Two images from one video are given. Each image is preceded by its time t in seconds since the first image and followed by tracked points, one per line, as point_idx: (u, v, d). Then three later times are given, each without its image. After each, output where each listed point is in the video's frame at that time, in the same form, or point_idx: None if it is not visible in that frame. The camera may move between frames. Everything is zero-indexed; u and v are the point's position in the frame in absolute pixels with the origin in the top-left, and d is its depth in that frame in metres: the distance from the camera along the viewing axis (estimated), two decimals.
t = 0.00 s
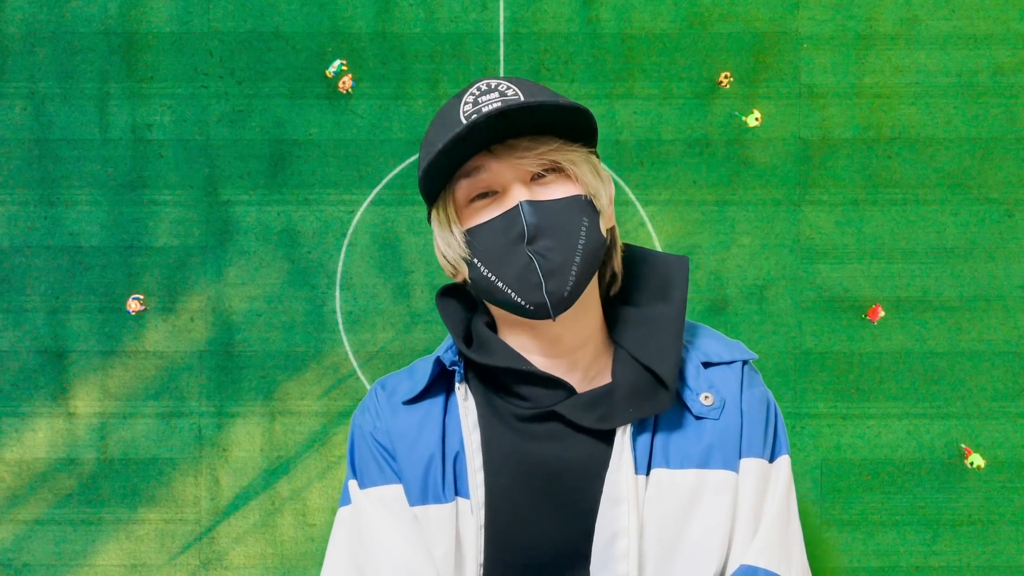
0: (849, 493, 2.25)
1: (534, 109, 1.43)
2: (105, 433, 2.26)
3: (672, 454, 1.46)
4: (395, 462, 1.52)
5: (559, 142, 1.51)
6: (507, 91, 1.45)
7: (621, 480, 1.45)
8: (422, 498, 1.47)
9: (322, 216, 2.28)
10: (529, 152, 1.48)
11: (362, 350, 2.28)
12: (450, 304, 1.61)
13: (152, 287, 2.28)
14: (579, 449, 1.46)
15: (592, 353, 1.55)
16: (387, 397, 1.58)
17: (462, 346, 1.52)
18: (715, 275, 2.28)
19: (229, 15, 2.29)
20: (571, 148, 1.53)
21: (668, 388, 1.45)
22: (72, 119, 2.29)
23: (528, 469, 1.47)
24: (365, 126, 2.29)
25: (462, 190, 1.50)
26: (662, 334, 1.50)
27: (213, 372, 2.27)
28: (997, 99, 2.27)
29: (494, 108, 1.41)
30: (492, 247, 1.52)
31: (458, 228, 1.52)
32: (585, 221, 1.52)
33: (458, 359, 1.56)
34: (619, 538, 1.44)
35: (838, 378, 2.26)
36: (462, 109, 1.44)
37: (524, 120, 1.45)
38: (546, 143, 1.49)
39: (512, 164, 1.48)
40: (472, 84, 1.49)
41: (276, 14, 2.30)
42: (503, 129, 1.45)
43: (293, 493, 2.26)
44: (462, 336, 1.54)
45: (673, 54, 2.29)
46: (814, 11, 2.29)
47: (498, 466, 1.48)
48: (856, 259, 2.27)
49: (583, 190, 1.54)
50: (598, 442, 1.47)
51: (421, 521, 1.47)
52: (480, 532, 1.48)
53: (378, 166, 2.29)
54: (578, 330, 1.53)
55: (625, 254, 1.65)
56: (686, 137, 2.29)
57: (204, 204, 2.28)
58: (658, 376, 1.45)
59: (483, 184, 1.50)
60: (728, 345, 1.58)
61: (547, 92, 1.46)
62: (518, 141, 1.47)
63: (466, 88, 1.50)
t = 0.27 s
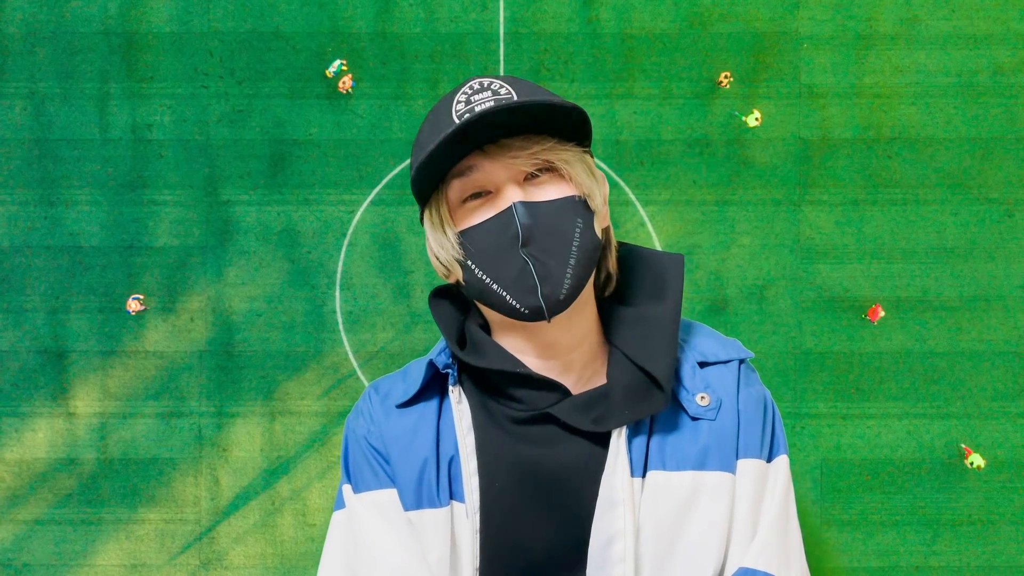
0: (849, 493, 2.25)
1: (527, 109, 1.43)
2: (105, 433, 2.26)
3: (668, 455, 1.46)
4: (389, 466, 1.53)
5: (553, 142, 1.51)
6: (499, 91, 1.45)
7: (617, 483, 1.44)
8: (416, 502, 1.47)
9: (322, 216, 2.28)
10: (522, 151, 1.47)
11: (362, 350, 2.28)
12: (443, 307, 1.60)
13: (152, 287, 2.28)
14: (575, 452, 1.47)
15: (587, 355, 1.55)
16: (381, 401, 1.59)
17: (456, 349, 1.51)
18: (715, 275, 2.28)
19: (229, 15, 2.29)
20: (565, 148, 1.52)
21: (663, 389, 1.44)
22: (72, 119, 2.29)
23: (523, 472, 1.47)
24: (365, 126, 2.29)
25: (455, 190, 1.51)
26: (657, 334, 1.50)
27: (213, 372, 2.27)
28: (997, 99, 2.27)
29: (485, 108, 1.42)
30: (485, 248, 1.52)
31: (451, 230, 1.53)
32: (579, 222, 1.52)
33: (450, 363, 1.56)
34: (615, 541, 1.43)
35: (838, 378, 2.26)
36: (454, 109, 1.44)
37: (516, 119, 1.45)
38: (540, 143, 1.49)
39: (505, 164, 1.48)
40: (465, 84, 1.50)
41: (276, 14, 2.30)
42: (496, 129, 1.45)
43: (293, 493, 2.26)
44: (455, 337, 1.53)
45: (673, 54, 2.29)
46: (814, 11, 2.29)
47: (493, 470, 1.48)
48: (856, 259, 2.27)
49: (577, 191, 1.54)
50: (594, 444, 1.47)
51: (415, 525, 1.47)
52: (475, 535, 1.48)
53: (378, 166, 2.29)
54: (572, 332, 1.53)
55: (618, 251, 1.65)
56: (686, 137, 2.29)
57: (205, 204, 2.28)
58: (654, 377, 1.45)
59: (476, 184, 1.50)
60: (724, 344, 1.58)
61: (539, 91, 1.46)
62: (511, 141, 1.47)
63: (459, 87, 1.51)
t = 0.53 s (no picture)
0: (849, 493, 2.25)
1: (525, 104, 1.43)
2: (105, 432, 2.26)
3: (665, 458, 1.46)
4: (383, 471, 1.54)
5: (551, 139, 1.51)
6: (495, 87, 1.45)
7: (614, 487, 1.45)
8: (411, 508, 1.48)
9: (322, 216, 2.28)
10: (520, 148, 1.47)
11: (362, 350, 2.28)
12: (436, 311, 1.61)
13: (152, 287, 2.28)
14: (570, 456, 1.47)
15: (583, 357, 1.55)
16: (374, 405, 1.60)
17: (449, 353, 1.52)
18: (715, 275, 2.28)
19: (229, 15, 2.29)
20: (563, 146, 1.53)
21: (658, 392, 1.44)
22: (72, 119, 2.29)
23: (519, 477, 1.47)
24: (365, 126, 2.29)
25: (451, 189, 1.50)
26: (653, 335, 1.49)
27: (213, 372, 2.27)
28: (997, 99, 2.27)
29: (483, 104, 1.41)
30: (483, 248, 1.52)
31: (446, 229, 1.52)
32: (578, 220, 1.52)
33: (443, 366, 1.56)
34: (613, 546, 1.44)
35: (838, 378, 2.26)
36: (450, 106, 1.43)
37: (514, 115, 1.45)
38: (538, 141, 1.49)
39: (502, 162, 1.47)
40: (460, 81, 1.49)
41: (276, 14, 2.30)
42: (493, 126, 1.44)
43: (293, 493, 2.26)
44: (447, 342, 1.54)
45: (673, 54, 2.29)
46: (814, 11, 2.29)
47: (489, 474, 1.48)
48: (856, 259, 2.27)
49: (576, 189, 1.54)
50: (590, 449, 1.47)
51: (410, 529, 1.48)
52: (471, 540, 1.48)
53: (378, 166, 2.29)
54: (568, 334, 1.53)
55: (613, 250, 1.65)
56: (686, 137, 2.29)
57: (205, 204, 2.28)
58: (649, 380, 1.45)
59: (472, 182, 1.49)
60: (721, 342, 1.57)
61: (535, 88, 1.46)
62: (508, 138, 1.47)
63: (454, 84, 1.50)
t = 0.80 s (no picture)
0: (849, 493, 2.25)
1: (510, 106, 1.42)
2: (105, 433, 2.26)
3: (664, 461, 1.45)
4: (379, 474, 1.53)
5: (538, 139, 1.50)
6: (479, 88, 1.43)
7: (613, 491, 1.45)
8: (407, 512, 1.48)
9: (322, 216, 2.28)
10: (507, 150, 1.46)
11: (362, 350, 2.28)
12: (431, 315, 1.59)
13: (152, 287, 2.28)
14: (567, 459, 1.47)
15: (579, 358, 1.55)
16: (370, 407, 1.58)
17: (444, 356, 1.50)
18: (715, 275, 2.28)
19: (229, 15, 2.29)
20: (551, 145, 1.51)
21: (656, 394, 1.43)
22: (72, 119, 2.29)
23: (516, 480, 1.47)
24: (365, 126, 2.29)
25: (440, 195, 1.49)
26: (650, 335, 1.48)
27: (213, 372, 2.27)
28: (997, 99, 2.27)
29: (467, 107, 1.40)
30: (475, 253, 1.52)
31: (437, 236, 1.51)
32: (570, 221, 1.52)
33: (438, 369, 1.54)
34: (613, 551, 1.44)
35: (838, 378, 2.26)
36: (434, 109, 1.42)
37: (501, 117, 1.44)
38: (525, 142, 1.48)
39: (490, 165, 1.46)
40: (443, 82, 1.47)
41: (276, 14, 2.30)
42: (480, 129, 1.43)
43: (293, 493, 2.26)
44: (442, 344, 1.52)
45: (673, 54, 2.29)
46: (814, 11, 2.29)
47: (486, 478, 1.48)
48: (856, 259, 2.27)
49: (567, 188, 1.53)
50: (586, 451, 1.47)
51: (407, 533, 1.48)
52: (469, 543, 1.49)
53: (378, 166, 2.29)
54: (564, 336, 1.52)
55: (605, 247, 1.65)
56: (686, 137, 2.29)
57: (205, 204, 2.28)
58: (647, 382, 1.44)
59: (461, 187, 1.48)
60: (720, 341, 1.56)
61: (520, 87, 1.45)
62: (495, 140, 1.45)
63: (437, 85, 1.48)
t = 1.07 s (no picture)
0: (849, 493, 2.25)
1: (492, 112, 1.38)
2: (105, 433, 2.26)
3: (664, 464, 1.45)
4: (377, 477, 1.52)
5: (524, 141, 1.47)
6: (460, 92, 1.39)
7: (611, 495, 1.45)
8: (405, 516, 1.48)
9: (322, 216, 2.28)
10: (492, 155, 1.44)
11: (362, 350, 2.28)
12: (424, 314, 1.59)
13: (152, 287, 2.28)
14: (565, 462, 1.47)
15: (576, 361, 1.54)
16: (366, 411, 1.58)
17: (439, 360, 1.50)
18: (715, 275, 2.28)
19: (229, 15, 2.29)
20: (537, 146, 1.49)
21: (655, 396, 1.43)
22: (72, 119, 2.29)
23: (515, 483, 1.47)
24: (365, 126, 2.29)
25: (426, 205, 1.47)
26: (648, 337, 1.47)
27: (213, 372, 2.27)
28: (997, 99, 2.27)
29: (449, 113, 1.37)
30: (467, 260, 1.52)
31: (426, 246, 1.49)
32: (560, 223, 1.51)
33: (434, 372, 1.54)
34: (613, 555, 1.45)
35: (838, 378, 2.26)
36: (415, 117, 1.38)
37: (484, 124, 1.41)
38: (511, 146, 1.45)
39: (476, 171, 1.45)
40: (424, 85, 1.43)
41: (276, 14, 2.30)
42: (463, 135, 1.40)
43: (293, 493, 2.26)
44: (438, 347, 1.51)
45: (673, 54, 2.29)
46: (814, 11, 2.29)
47: (484, 481, 1.47)
48: (856, 259, 2.27)
49: (555, 190, 1.52)
50: (585, 455, 1.47)
51: (405, 537, 1.48)
52: (468, 546, 1.49)
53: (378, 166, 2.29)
54: (561, 339, 1.51)
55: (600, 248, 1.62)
56: (686, 137, 2.29)
57: (205, 204, 2.28)
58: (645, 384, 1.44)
59: (448, 195, 1.46)
60: (720, 340, 1.55)
61: (502, 87, 1.41)
62: (478, 146, 1.43)
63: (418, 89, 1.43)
